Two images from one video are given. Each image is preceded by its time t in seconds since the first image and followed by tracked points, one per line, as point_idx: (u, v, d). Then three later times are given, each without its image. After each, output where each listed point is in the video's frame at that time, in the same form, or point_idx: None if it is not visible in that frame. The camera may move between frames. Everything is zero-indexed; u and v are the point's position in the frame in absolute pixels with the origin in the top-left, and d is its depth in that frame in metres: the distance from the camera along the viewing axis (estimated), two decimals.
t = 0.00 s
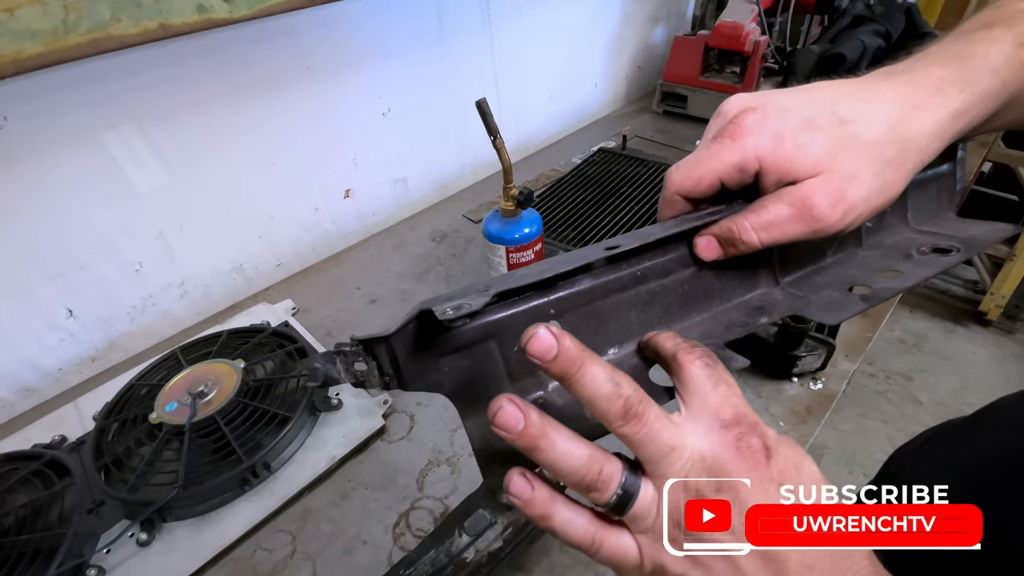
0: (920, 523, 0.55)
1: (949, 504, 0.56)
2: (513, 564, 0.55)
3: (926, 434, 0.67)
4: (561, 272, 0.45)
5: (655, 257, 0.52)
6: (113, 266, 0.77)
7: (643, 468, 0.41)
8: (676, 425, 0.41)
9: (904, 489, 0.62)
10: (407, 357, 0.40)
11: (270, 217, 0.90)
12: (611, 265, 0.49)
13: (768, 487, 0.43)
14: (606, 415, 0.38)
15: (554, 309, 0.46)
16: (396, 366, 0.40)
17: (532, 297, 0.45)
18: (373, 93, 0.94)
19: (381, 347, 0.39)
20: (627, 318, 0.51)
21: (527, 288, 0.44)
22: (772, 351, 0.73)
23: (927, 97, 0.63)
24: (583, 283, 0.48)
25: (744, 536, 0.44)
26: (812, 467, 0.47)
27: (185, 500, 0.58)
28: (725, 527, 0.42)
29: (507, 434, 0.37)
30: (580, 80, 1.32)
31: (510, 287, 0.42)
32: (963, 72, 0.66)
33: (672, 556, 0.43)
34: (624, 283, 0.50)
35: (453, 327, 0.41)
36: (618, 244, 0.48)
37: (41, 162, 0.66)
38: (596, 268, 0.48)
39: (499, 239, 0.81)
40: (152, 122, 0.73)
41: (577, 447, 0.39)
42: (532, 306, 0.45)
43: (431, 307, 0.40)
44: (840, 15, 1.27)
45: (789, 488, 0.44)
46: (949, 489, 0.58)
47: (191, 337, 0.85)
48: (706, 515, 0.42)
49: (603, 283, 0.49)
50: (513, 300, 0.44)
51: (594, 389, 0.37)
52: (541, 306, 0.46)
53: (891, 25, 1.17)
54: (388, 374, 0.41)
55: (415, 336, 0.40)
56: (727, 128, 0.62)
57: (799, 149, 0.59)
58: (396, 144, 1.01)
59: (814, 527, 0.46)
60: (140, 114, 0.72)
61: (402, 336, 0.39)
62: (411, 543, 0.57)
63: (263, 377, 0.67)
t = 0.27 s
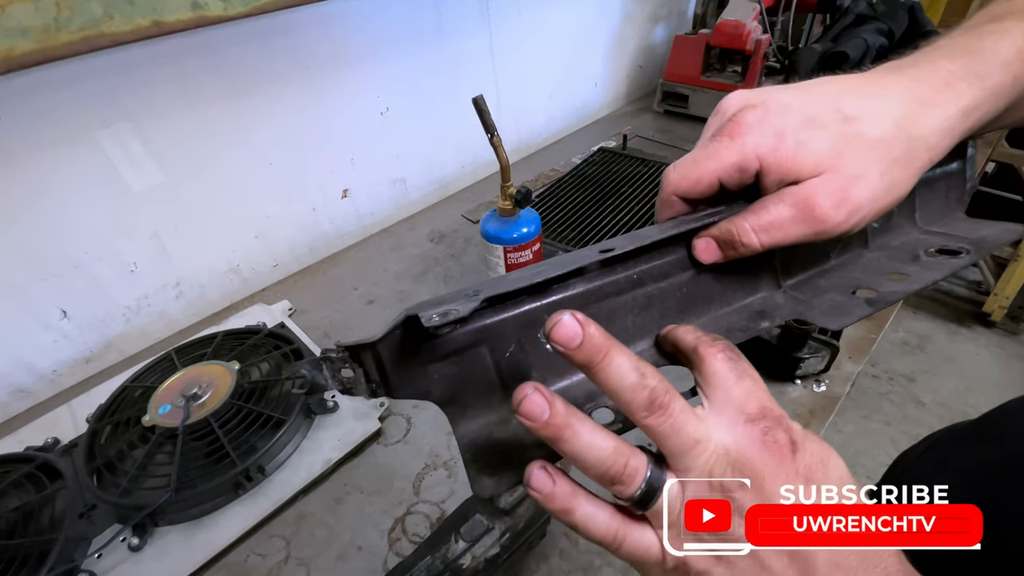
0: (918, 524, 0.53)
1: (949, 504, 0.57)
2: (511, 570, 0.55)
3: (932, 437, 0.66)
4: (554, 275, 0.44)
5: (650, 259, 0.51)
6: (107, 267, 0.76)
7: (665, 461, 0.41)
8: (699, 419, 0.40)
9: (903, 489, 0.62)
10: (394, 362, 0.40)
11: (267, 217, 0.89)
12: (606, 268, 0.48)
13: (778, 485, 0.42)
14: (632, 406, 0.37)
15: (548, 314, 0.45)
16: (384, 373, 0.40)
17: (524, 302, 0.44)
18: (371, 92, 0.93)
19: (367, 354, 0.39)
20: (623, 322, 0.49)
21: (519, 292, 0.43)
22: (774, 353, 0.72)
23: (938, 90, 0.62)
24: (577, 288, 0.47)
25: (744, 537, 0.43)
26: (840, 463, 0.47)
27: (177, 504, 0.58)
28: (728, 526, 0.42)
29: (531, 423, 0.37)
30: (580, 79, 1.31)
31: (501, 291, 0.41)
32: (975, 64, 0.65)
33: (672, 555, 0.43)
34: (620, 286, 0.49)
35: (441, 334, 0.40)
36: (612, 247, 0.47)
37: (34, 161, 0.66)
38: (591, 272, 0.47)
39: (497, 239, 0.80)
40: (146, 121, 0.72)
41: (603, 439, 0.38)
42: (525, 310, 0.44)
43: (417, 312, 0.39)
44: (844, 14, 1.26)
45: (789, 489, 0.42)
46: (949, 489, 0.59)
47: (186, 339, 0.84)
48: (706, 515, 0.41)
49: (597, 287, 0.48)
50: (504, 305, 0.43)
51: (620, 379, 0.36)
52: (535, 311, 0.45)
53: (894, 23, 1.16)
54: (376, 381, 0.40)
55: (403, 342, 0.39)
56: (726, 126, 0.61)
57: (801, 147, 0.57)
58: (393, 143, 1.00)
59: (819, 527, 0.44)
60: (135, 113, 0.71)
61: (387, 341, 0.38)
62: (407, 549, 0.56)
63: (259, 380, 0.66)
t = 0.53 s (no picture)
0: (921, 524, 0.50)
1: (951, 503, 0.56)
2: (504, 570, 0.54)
3: (932, 437, 0.66)
4: (536, 268, 0.43)
5: (639, 254, 0.50)
6: (98, 263, 0.75)
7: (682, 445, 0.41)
8: (718, 404, 0.40)
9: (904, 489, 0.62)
10: (373, 358, 0.39)
11: (260, 213, 0.88)
12: (592, 262, 0.47)
13: (778, 484, 0.41)
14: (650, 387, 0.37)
15: (532, 308, 0.45)
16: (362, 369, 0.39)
17: (508, 295, 0.44)
18: (366, 85, 0.92)
19: (345, 346, 0.37)
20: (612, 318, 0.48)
21: (502, 284, 0.43)
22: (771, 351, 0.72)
23: (934, 80, 0.61)
24: (563, 282, 0.46)
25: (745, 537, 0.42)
26: (857, 451, 0.46)
27: (166, 503, 0.57)
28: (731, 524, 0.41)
29: (549, 403, 0.37)
30: (578, 74, 1.30)
31: (481, 284, 0.40)
32: (974, 53, 0.64)
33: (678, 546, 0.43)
34: (608, 280, 0.48)
35: (421, 327, 0.40)
36: (597, 240, 0.46)
37: (19, 156, 0.64)
38: (575, 264, 0.46)
39: (491, 235, 0.80)
40: (135, 115, 0.71)
41: (622, 421, 0.38)
42: (509, 304, 0.44)
43: (395, 305, 0.38)
44: (844, 8, 1.24)
45: (791, 490, 0.41)
46: (950, 490, 0.59)
47: (178, 335, 0.84)
48: (707, 516, 0.41)
49: (583, 281, 0.47)
50: (487, 298, 0.43)
51: (638, 359, 0.37)
52: (519, 305, 0.44)
53: (895, 19, 1.15)
54: (355, 376, 0.39)
55: (381, 335, 0.39)
56: (717, 115, 0.60)
57: (793, 138, 0.56)
58: (387, 138, 0.99)
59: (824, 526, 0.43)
60: (124, 107, 0.70)
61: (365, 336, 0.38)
62: (398, 549, 0.55)
63: (250, 377, 0.65)
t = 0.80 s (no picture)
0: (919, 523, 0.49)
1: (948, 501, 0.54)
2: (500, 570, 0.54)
3: (930, 436, 0.66)
4: (524, 269, 0.42)
5: (630, 254, 0.50)
6: (93, 263, 0.75)
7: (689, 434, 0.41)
8: (726, 394, 0.40)
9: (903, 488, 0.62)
10: (360, 360, 0.39)
11: (256, 212, 0.88)
12: (581, 263, 0.47)
13: (774, 486, 0.40)
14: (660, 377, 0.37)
15: (521, 310, 0.44)
16: (349, 370, 0.40)
17: (497, 297, 0.44)
18: (362, 84, 0.91)
19: (330, 347, 0.38)
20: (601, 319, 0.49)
21: (490, 286, 0.43)
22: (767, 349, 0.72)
23: (925, 79, 0.60)
24: (552, 282, 0.46)
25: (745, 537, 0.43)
26: (865, 442, 0.45)
27: (162, 504, 0.57)
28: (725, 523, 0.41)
29: (559, 391, 0.37)
30: (575, 73, 1.29)
31: (468, 285, 0.40)
32: (965, 51, 0.64)
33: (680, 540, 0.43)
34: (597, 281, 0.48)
35: (407, 329, 0.40)
36: (586, 239, 0.46)
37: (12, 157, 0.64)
38: (563, 265, 0.46)
39: (487, 234, 0.79)
40: (129, 114, 0.70)
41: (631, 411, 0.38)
42: (497, 305, 0.44)
43: (380, 307, 0.38)
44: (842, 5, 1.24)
45: (790, 491, 0.41)
46: (949, 490, 0.59)
47: (175, 335, 0.83)
48: (706, 516, 0.41)
49: (573, 282, 0.47)
50: (475, 300, 0.43)
51: (647, 350, 0.37)
52: (506, 306, 0.44)
53: (893, 15, 1.15)
54: (342, 378, 0.40)
55: (367, 337, 0.39)
56: (706, 114, 0.60)
57: (783, 137, 0.56)
58: (383, 137, 0.99)
59: (831, 528, 0.42)
60: (118, 106, 0.69)
61: (351, 337, 0.38)
62: (395, 549, 0.55)
63: (246, 377, 0.65)
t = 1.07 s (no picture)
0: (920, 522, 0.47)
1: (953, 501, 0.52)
2: (498, 569, 0.54)
3: (927, 435, 0.65)
4: (514, 267, 0.43)
5: (622, 253, 0.50)
6: (90, 262, 0.75)
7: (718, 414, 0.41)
8: (756, 373, 0.40)
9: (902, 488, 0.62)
10: (352, 357, 0.40)
11: (253, 210, 0.88)
12: (572, 261, 0.47)
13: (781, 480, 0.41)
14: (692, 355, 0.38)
15: (512, 308, 0.45)
16: (341, 368, 0.40)
17: (488, 295, 0.44)
18: (361, 83, 0.91)
19: (323, 346, 0.38)
20: (593, 318, 0.50)
21: (480, 284, 0.43)
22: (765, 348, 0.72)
23: (915, 78, 0.60)
24: (543, 281, 0.46)
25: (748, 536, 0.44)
26: (890, 423, 0.45)
27: (159, 503, 0.57)
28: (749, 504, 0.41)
29: (594, 370, 0.37)
30: (574, 71, 1.29)
31: (459, 283, 0.41)
32: (955, 51, 0.64)
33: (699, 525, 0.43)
34: (588, 280, 0.48)
35: (398, 327, 0.41)
36: (578, 238, 0.46)
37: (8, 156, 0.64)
38: (554, 264, 0.46)
39: (485, 232, 0.79)
40: (125, 112, 0.70)
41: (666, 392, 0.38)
42: (489, 303, 0.44)
43: (371, 306, 0.38)
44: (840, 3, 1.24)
45: (790, 491, 0.41)
46: (949, 489, 0.58)
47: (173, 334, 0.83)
48: (706, 515, 0.43)
49: (564, 280, 0.47)
50: (467, 297, 0.43)
51: (680, 327, 0.37)
52: (498, 305, 0.45)
53: (891, 14, 1.15)
54: (334, 376, 0.40)
55: (359, 335, 0.39)
56: (697, 112, 0.60)
57: (773, 135, 0.56)
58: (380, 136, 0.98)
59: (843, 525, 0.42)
60: (115, 105, 0.69)
61: (343, 335, 0.38)
62: (392, 547, 0.55)
63: (243, 376, 0.65)
